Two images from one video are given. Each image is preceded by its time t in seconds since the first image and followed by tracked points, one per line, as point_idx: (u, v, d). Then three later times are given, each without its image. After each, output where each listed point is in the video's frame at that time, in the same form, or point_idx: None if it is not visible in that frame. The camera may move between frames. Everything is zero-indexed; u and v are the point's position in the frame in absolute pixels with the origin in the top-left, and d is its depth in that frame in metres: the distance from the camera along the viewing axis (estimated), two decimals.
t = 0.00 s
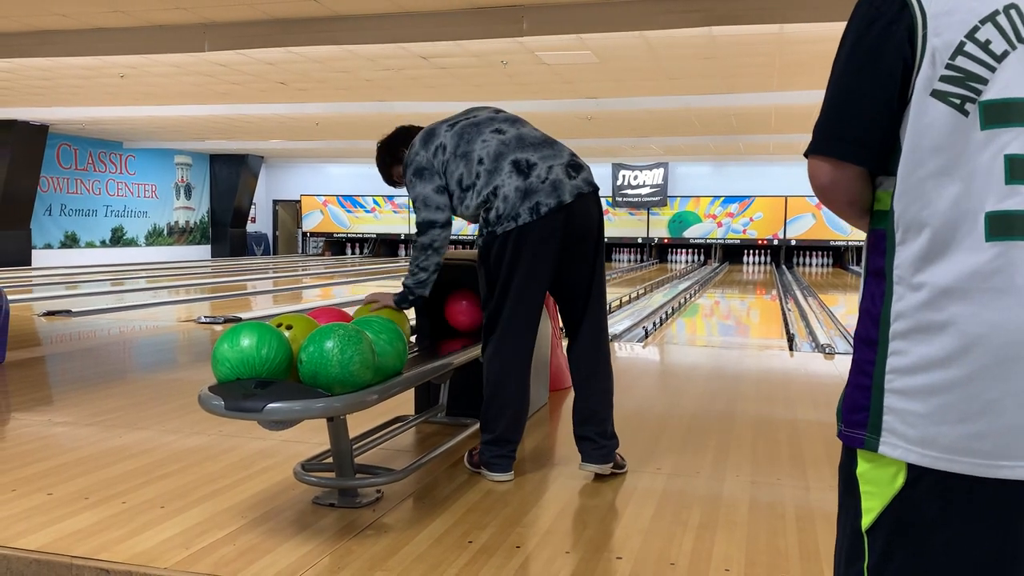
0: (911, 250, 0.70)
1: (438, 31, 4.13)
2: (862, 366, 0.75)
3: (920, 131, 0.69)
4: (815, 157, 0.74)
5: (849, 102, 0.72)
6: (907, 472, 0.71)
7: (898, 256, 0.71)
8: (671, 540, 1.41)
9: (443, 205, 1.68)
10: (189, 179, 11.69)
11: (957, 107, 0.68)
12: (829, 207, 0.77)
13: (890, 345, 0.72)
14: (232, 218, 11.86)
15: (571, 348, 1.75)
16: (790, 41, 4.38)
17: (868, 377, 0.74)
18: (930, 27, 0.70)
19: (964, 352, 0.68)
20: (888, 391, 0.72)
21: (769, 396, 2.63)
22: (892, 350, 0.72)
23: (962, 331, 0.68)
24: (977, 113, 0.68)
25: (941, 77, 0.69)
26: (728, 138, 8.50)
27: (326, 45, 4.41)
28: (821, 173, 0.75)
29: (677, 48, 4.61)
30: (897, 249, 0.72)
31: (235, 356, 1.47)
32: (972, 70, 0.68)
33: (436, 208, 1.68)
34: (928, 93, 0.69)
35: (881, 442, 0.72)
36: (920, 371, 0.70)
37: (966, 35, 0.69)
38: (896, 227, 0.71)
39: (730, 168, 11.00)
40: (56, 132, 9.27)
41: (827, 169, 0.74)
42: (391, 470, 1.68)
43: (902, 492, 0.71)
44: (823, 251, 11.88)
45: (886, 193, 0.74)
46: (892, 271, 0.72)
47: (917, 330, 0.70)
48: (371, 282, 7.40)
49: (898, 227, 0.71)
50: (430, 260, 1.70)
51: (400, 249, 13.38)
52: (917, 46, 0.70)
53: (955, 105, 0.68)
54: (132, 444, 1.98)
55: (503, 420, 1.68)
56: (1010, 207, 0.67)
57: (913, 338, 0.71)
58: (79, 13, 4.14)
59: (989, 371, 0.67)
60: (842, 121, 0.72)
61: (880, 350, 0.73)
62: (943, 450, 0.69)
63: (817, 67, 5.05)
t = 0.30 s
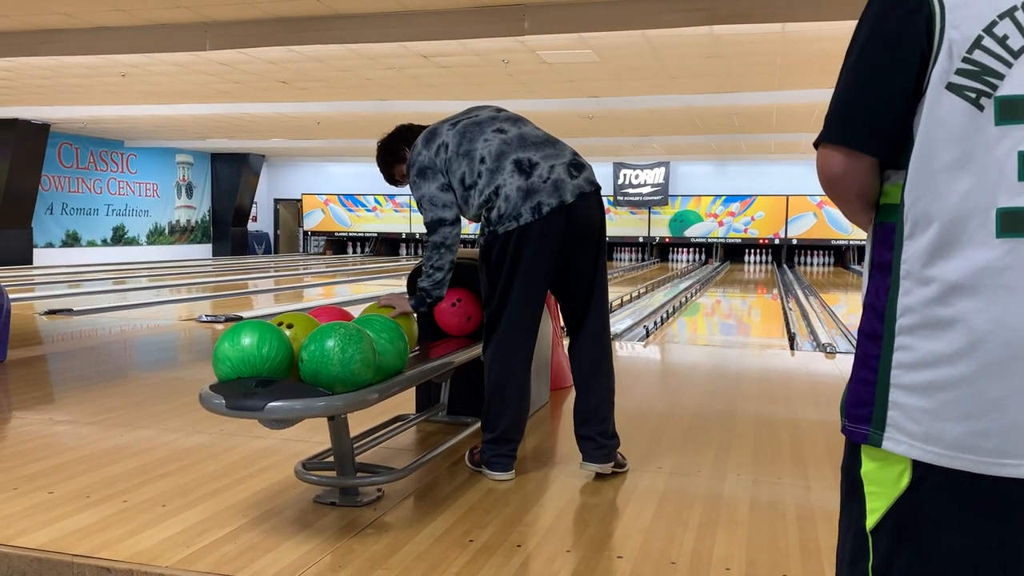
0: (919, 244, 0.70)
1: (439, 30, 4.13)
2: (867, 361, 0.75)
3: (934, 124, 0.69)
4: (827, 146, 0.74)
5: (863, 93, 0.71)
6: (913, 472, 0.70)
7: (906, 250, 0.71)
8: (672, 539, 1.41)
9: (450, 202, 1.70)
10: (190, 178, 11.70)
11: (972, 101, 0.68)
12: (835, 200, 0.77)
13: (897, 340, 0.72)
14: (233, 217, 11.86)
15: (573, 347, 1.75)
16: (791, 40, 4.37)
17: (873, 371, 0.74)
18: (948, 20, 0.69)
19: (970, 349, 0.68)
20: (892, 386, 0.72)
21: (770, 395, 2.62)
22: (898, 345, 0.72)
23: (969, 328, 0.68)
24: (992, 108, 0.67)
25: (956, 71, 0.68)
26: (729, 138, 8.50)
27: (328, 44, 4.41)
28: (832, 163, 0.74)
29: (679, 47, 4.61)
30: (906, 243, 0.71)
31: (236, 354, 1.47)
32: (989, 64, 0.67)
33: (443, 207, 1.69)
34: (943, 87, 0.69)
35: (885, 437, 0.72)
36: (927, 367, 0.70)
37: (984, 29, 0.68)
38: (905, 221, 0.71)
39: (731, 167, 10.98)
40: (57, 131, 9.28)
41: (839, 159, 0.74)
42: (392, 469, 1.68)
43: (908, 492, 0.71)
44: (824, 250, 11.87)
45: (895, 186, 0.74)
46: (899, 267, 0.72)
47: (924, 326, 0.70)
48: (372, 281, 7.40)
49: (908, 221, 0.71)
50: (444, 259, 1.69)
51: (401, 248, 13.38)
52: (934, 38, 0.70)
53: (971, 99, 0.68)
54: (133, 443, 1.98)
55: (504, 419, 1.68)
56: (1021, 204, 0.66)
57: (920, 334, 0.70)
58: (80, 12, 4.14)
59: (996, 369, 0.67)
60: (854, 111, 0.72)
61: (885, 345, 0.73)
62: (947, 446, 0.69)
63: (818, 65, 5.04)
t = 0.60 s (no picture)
0: (923, 233, 0.70)
1: (439, 28, 4.13)
2: (868, 351, 0.75)
3: (943, 114, 0.69)
4: (834, 130, 0.74)
5: (874, 80, 0.71)
6: (916, 469, 0.70)
7: (910, 240, 0.71)
8: (673, 538, 1.41)
9: (448, 198, 1.70)
10: (190, 177, 11.70)
11: (981, 92, 0.68)
12: (837, 188, 0.76)
13: (897, 331, 0.72)
14: (234, 216, 11.87)
15: (573, 344, 1.75)
16: (792, 38, 4.38)
17: (873, 362, 0.74)
18: (961, 9, 0.69)
19: (970, 342, 0.68)
20: (892, 377, 0.72)
21: (770, 394, 2.62)
22: (898, 336, 0.72)
23: (970, 320, 0.68)
24: (1001, 98, 0.67)
25: (967, 61, 0.68)
26: (729, 136, 8.50)
27: (328, 43, 4.41)
28: (838, 148, 0.74)
29: (679, 45, 4.61)
30: (910, 232, 0.71)
31: (236, 354, 1.47)
32: (1000, 56, 0.67)
33: (440, 202, 1.69)
34: (953, 77, 0.69)
35: (881, 428, 0.72)
36: (927, 358, 0.70)
37: (997, 20, 0.68)
38: (910, 210, 0.71)
39: (731, 165, 10.98)
40: (58, 130, 9.28)
41: (846, 145, 0.73)
42: (392, 467, 1.68)
43: (910, 489, 0.70)
44: (825, 249, 11.86)
45: (899, 176, 0.73)
46: (902, 257, 0.72)
47: (926, 316, 0.70)
48: (373, 280, 7.40)
49: (912, 211, 0.71)
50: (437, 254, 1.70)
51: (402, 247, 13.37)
52: (947, 27, 0.69)
53: (980, 90, 0.68)
54: (133, 441, 1.98)
55: (503, 418, 1.68)
56: None
57: (923, 325, 0.70)
58: (81, 11, 4.14)
59: (997, 362, 0.67)
60: (864, 97, 0.71)
61: (885, 335, 0.73)
62: (944, 440, 0.68)
63: (818, 64, 5.04)
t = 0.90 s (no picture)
0: (921, 224, 0.70)
1: (438, 27, 4.13)
2: (863, 340, 0.76)
3: (946, 107, 0.69)
4: (837, 118, 0.75)
5: (880, 69, 0.71)
6: (911, 468, 0.70)
7: (908, 231, 0.71)
8: (673, 536, 1.41)
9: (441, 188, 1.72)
10: (190, 176, 11.69)
11: (985, 85, 0.67)
12: (841, 177, 0.77)
13: (890, 321, 0.73)
14: (234, 215, 11.86)
15: (571, 342, 1.74)
16: (792, 36, 4.38)
17: (867, 352, 0.75)
18: (970, 3, 0.69)
19: (959, 334, 0.68)
20: (882, 366, 0.73)
21: (770, 392, 2.63)
22: (891, 325, 0.73)
23: (960, 312, 0.68)
24: (1005, 92, 0.66)
25: (973, 54, 0.68)
26: (729, 134, 8.50)
27: (328, 41, 4.40)
28: (840, 135, 0.74)
29: (678, 44, 4.61)
30: (907, 223, 0.71)
31: (236, 352, 1.47)
32: (1007, 49, 0.66)
33: (424, 192, 1.71)
34: (958, 70, 0.68)
35: (868, 417, 0.73)
36: (917, 348, 0.70)
37: (1007, 12, 0.67)
38: (909, 200, 0.71)
39: (731, 164, 10.98)
40: (58, 129, 9.28)
41: (848, 132, 0.74)
42: (393, 466, 1.68)
43: (905, 487, 0.71)
44: (825, 247, 11.86)
45: (901, 167, 0.74)
46: (899, 248, 0.72)
47: (918, 307, 0.70)
48: (372, 278, 7.40)
49: (911, 201, 0.71)
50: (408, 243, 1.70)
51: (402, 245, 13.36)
52: (955, 20, 0.69)
53: (984, 83, 0.67)
54: (133, 440, 1.98)
55: (503, 416, 1.68)
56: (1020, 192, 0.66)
57: (914, 317, 0.71)
58: (80, 9, 4.13)
59: (985, 357, 0.66)
60: (868, 87, 0.72)
61: (879, 325, 0.74)
62: (929, 432, 0.69)
63: (818, 62, 5.04)
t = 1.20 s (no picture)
0: (929, 217, 0.70)
1: (437, 25, 4.14)
2: (864, 333, 0.76)
3: (957, 100, 0.69)
4: (845, 107, 0.74)
5: (891, 59, 0.71)
6: (914, 467, 0.70)
7: (915, 223, 0.71)
8: (673, 533, 1.41)
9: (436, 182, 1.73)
10: (190, 175, 11.68)
11: (999, 79, 0.67)
12: (846, 168, 0.77)
13: (893, 314, 0.73)
14: (233, 213, 11.86)
15: (570, 339, 1.74)
16: (792, 34, 4.38)
17: (868, 345, 0.75)
18: None
19: (963, 329, 0.68)
20: (885, 360, 0.73)
21: (770, 389, 2.63)
22: (895, 319, 0.72)
23: (964, 308, 0.68)
24: (1018, 85, 0.66)
25: (987, 46, 0.68)
26: (728, 132, 8.49)
27: (327, 39, 4.40)
28: (848, 124, 0.74)
29: (678, 42, 4.61)
30: (916, 216, 0.71)
31: (236, 350, 1.47)
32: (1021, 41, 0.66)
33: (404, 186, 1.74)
34: (971, 64, 0.68)
35: (868, 411, 0.73)
36: (920, 343, 0.70)
37: None
38: (916, 193, 0.71)
39: (731, 161, 10.97)
40: (57, 128, 9.27)
41: (856, 120, 0.74)
42: (392, 464, 1.68)
43: (905, 486, 0.71)
44: (825, 244, 11.86)
45: (909, 159, 0.74)
46: (906, 241, 0.72)
47: (924, 301, 0.70)
48: (372, 277, 7.41)
49: (919, 193, 0.71)
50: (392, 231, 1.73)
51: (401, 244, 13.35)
52: (969, 11, 0.69)
53: (997, 76, 0.67)
54: (133, 439, 1.98)
55: (502, 415, 1.68)
56: None
57: (919, 311, 0.71)
58: (79, 8, 4.13)
59: (989, 354, 0.66)
60: (878, 78, 0.72)
61: (881, 317, 0.74)
62: (930, 428, 0.69)
63: (818, 60, 5.04)
